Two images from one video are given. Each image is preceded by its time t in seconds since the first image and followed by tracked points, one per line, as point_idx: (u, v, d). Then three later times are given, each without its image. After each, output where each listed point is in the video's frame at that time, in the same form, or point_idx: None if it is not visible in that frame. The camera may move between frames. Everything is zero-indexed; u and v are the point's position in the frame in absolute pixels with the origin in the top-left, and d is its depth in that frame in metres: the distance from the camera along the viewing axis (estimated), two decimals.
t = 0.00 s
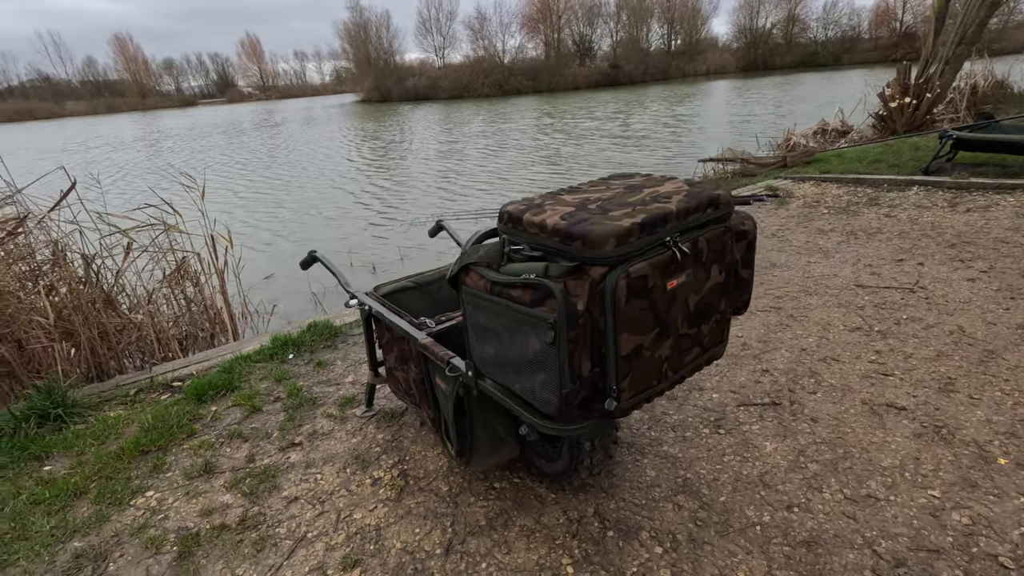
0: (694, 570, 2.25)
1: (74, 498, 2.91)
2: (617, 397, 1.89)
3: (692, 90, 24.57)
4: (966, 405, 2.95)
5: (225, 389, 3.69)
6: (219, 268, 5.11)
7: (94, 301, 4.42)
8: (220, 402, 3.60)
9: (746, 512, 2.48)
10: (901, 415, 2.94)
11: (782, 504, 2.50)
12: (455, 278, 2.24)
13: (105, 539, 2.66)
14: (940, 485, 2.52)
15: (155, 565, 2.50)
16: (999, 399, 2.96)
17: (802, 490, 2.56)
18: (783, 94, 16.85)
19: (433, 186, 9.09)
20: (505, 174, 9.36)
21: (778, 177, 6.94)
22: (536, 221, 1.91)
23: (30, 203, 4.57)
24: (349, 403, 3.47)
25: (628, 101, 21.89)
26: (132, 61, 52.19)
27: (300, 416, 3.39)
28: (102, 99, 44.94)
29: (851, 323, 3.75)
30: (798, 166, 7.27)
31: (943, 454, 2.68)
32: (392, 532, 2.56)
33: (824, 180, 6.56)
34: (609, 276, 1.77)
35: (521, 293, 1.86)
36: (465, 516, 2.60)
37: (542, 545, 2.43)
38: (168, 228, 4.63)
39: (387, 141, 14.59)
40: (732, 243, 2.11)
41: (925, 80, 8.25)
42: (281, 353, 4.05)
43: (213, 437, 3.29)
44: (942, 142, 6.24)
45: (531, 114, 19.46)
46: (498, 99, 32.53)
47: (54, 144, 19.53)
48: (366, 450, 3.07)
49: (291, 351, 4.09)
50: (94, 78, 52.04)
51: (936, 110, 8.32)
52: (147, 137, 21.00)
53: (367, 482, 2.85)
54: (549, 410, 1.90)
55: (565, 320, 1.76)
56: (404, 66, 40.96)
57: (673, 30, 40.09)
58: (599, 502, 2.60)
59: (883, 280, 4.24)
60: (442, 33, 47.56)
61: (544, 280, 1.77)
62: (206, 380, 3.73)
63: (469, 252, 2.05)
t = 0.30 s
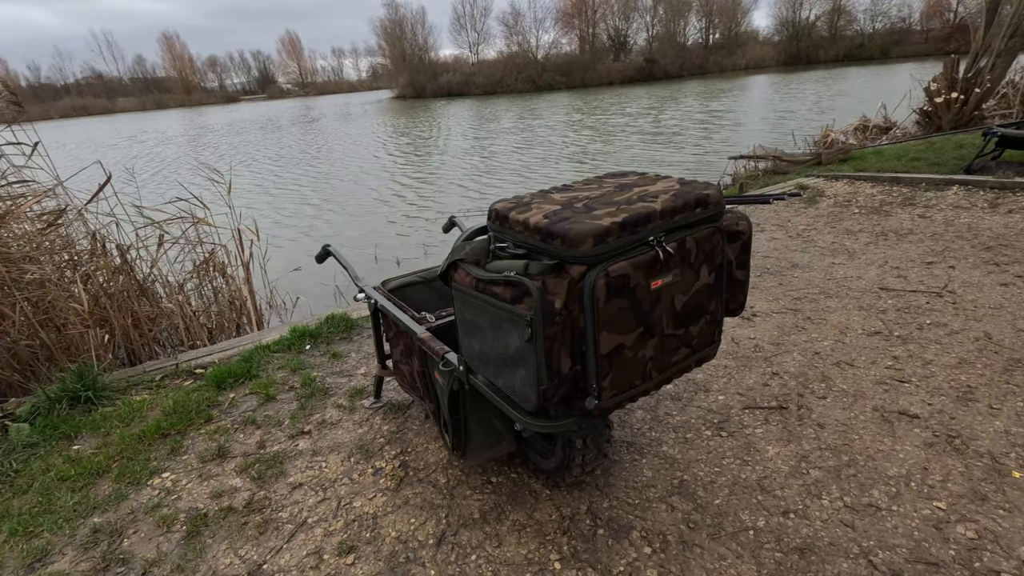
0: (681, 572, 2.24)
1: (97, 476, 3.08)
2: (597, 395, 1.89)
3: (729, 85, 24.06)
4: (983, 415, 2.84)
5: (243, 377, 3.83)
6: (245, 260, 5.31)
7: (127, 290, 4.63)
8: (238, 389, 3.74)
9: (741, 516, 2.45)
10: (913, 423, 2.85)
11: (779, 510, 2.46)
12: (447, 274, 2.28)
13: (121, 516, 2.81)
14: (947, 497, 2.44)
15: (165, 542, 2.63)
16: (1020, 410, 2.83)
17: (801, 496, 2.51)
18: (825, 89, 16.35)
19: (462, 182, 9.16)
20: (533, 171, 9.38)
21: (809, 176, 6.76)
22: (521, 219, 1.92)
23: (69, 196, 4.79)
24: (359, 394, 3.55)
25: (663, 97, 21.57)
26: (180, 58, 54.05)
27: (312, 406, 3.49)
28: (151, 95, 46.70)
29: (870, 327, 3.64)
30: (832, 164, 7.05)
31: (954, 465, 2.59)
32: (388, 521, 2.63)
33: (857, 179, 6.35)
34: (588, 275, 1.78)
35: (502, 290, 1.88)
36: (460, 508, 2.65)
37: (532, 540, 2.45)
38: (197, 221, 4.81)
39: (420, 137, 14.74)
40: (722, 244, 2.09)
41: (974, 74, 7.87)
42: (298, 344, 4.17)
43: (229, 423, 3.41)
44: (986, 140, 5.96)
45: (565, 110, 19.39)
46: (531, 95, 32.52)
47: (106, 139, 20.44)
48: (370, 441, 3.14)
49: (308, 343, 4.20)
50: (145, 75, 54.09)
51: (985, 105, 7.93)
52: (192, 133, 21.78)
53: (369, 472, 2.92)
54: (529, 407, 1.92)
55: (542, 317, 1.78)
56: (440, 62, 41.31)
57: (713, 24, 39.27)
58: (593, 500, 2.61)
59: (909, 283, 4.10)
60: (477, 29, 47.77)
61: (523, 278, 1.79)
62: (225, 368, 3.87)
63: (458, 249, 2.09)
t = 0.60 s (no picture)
0: None
1: (119, 462, 3.21)
2: (587, 399, 1.90)
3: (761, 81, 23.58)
4: (1002, 427, 2.74)
5: (261, 370, 3.93)
6: (267, 256, 5.47)
7: (157, 284, 4.80)
8: (256, 381, 3.84)
9: (740, 524, 2.42)
10: (927, 434, 2.76)
11: (780, 518, 2.42)
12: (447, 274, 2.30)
13: (139, 501, 2.93)
14: (957, 511, 2.36)
15: (178, 528, 2.73)
16: None
17: (805, 505, 2.46)
18: (861, 85, 15.88)
19: (488, 179, 9.21)
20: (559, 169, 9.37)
21: (839, 176, 6.59)
22: (515, 222, 1.93)
23: (102, 192, 4.97)
24: (370, 390, 3.62)
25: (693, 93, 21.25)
26: (218, 57, 55.45)
27: (324, 399, 3.56)
28: (189, 93, 48.03)
29: (890, 333, 3.54)
30: (865, 163, 6.85)
31: (968, 479, 2.51)
32: (390, 516, 2.67)
33: (888, 179, 6.16)
34: (578, 279, 1.78)
35: (494, 293, 1.90)
36: (461, 506, 2.68)
37: (529, 539, 2.47)
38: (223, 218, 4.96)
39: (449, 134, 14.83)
40: (721, 248, 2.06)
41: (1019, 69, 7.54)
42: (316, 339, 4.27)
43: (245, 414, 3.51)
44: None
45: (594, 107, 19.28)
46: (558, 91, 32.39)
47: (144, 136, 21.12)
48: (378, 436, 3.19)
49: (325, 338, 4.29)
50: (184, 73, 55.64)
51: None
52: (226, 130, 22.36)
53: (376, 466, 2.98)
54: (520, 409, 1.94)
55: (530, 320, 1.79)
56: (469, 59, 41.47)
57: (747, 19, 38.48)
58: (592, 502, 2.61)
59: (934, 288, 3.97)
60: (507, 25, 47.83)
61: (513, 281, 1.81)
62: (245, 361, 3.98)
63: (455, 250, 2.11)
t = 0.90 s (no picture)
0: None
1: (139, 449, 3.34)
2: (571, 406, 1.88)
3: (802, 76, 22.90)
4: None
5: (278, 364, 4.03)
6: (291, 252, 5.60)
7: (185, 279, 4.98)
8: (272, 375, 3.94)
9: (737, 536, 2.36)
10: (943, 450, 2.64)
11: (779, 532, 2.35)
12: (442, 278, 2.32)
13: (154, 489, 3.04)
14: (968, 532, 2.25)
15: (187, 516, 2.83)
16: None
17: (805, 520, 2.39)
18: (908, 81, 15.25)
19: (515, 177, 9.20)
20: (587, 167, 9.28)
21: (875, 176, 6.35)
22: (502, 227, 1.93)
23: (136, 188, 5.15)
24: (380, 387, 3.67)
25: (731, 89, 20.77)
26: (260, 56, 56.88)
27: (335, 395, 3.63)
28: (232, 90, 49.46)
29: (913, 342, 3.40)
30: (904, 163, 6.58)
31: (985, 499, 2.39)
32: (388, 513, 2.71)
33: (927, 180, 5.91)
34: (560, 286, 1.77)
35: (478, 297, 1.90)
36: (457, 506, 2.69)
37: (522, 542, 2.47)
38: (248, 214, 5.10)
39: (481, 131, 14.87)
40: (714, 255, 2.01)
41: None
42: (332, 335, 4.35)
43: (259, 407, 3.61)
44: None
45: (627, 104, 19.06)
46: (592, 87, 32.13)
47: (186, 132, 21.80)
48: (384, 433, 3.24)
49: (341, 334, 4.37)
50: (228, 71, 57.23)
51: None
52: (264, 127, 22.92)
53: (378, 463, 3.02)
54: (503, 415, 1.94)
55: (511, 327, 1.79)
56: (505, 55, 41.46)
57: (790, 12, 37.37)
58: (588, 507, 2.59)
59: (966, 296, 3.78)
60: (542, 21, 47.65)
61: (495, 286, 1.81)
62: (263, 354, 4.09)
63: (446, 254, 2.12)
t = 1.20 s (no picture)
0: None
1: (150, 440, 3.44)
2: (553, 408, 1.86)
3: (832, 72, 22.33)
4: None
5: (288, 359, 4.10)
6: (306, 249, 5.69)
7: (204, 274, 5.10)
8: (282, 370, 4.01)
9: (731, 544, 2.31)
10: (953, 461, 2.55)
11: (774, 541, 2.29)
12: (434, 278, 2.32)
13: (161, 479, 3.12)
14: (974, 547, 2.16)
15: (191, 507, 2.90)
16: None
17: (803, 529, 2.33)
18: (945, 77, 14.74)
19: (535, 176, 9.18)
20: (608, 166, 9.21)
21: (902, 176, 6.16)
22: (488, 227, 1.92)
23: (157, 185, 5.27)
24: (385, 383, 3.70)
25: (760, 86, 20.37)
26: (289, 55, 57.90)
27: (341, 390, 3.68)
28: (261, 89, 50.38)
29: (929, 349, 3.29)
30: (934, 162, 6.37)
31: (994, 513, 2.29)
32: (384, 509, 2.73)
33: (956, 180, 5.71)
34: (541, 287, 1.76)
35: (462, 298, 1.90)
36: (452, 504, 2.70)
37: (513, 543, 2.46)
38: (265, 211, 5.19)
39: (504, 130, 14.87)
40: (705, 257, 1.97)
41: None
42: (342, 331, 4.40)
43: (267, 401, 3.67)
44: None
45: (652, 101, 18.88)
46: (616, 85, 31.88)
47: (215, 131, 22.30)
48: (385, 429, 3.26)
49: (351, 330, 4.42)
50: (258, 70, 58.32)
51: None
52: (290, 125, 23.29)
53: (378, 459, 3.04)
54: (487, 416, 1.93)
55: (492, 327, 1.78)
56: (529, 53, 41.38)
57: (822, 7, 36.46)
58: (582, 509, 2.57)
59: (989, 301, 3.64)
60: (568, 18, 47.43)
61: (476, 287, 1.80)
62: (274, 350, 4.16)
63: (435, 254, 2.12)
